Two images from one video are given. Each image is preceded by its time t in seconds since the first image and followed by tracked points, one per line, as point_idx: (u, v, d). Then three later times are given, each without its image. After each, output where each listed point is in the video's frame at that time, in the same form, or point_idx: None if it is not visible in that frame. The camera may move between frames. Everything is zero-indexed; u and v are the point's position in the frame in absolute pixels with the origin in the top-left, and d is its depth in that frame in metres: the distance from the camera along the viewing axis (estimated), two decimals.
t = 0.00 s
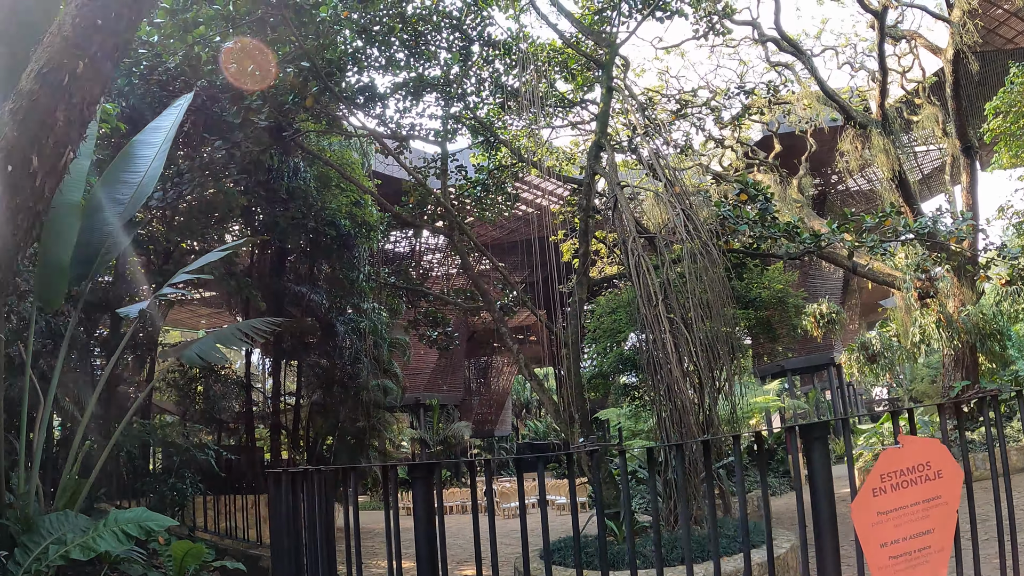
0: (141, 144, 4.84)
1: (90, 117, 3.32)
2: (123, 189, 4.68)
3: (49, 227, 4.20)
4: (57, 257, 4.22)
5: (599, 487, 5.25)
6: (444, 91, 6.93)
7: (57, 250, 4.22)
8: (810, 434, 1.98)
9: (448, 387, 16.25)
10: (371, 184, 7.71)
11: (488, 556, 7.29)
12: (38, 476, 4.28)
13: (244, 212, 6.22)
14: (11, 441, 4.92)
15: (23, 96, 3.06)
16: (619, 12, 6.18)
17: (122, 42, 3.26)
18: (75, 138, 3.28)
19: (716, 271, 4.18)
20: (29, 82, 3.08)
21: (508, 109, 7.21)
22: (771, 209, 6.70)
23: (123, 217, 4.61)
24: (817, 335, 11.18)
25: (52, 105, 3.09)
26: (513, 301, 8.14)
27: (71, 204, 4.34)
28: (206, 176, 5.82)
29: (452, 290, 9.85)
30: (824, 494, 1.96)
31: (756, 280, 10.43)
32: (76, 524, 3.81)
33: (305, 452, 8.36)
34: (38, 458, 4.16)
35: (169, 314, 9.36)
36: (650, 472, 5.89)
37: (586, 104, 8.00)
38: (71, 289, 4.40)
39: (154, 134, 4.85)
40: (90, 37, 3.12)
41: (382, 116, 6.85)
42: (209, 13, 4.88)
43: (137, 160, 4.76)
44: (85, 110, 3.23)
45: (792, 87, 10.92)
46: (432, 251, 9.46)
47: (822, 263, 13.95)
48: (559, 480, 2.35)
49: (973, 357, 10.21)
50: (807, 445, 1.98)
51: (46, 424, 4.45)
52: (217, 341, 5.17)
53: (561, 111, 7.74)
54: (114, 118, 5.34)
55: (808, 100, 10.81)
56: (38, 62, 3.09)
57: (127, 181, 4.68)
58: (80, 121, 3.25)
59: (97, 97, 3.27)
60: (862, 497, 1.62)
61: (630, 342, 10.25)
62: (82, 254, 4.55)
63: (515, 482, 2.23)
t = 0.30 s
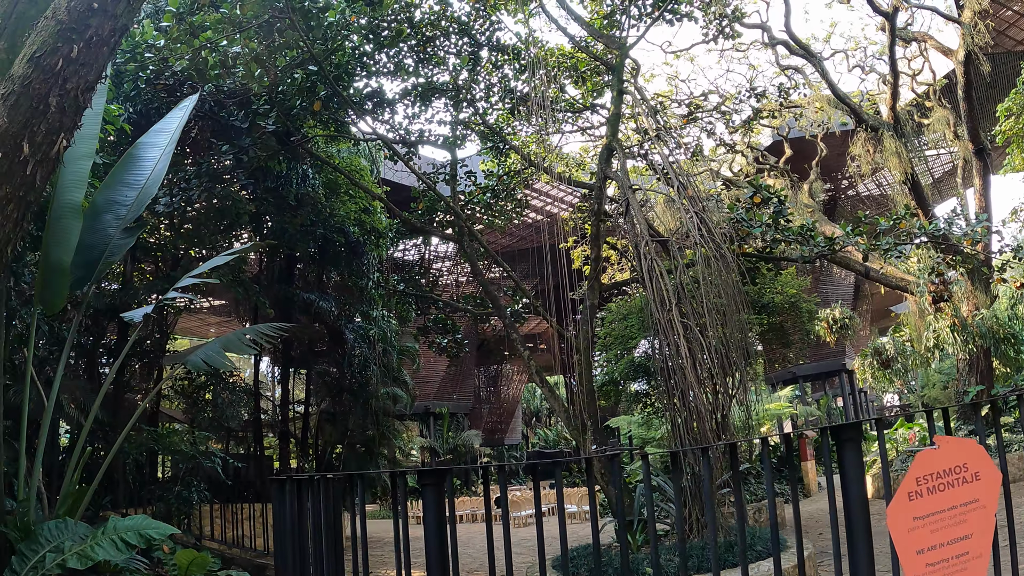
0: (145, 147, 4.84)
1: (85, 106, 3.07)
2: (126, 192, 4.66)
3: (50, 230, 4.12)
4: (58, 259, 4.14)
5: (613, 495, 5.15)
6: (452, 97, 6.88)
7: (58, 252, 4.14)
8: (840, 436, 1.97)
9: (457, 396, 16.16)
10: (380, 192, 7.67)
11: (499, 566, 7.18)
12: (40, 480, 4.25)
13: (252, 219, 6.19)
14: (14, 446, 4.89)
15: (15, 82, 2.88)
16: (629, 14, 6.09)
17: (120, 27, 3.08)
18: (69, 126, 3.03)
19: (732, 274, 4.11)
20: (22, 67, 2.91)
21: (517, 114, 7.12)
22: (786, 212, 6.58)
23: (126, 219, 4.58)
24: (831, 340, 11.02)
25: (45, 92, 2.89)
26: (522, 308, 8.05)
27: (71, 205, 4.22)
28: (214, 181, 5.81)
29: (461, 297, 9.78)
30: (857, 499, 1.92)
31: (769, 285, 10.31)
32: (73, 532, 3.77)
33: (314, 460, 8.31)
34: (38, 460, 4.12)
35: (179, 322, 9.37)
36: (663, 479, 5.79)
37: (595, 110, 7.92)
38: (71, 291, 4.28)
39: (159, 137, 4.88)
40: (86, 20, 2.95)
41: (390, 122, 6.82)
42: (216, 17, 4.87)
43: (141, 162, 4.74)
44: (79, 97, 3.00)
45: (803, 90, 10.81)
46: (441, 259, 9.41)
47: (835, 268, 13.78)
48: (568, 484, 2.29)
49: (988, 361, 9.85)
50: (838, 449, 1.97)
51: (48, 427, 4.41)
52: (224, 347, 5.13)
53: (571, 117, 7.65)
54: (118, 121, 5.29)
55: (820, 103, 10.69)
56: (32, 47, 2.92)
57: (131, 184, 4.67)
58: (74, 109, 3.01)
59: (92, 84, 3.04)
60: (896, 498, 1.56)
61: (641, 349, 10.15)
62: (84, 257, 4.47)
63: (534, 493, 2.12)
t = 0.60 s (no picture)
0: (153, 152, 4.83)
1: (91, 102, 2.85)
2: (134, 197, 4.65)
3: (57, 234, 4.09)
4: (64, 264, 4.12)
5: (625, 502, 5.09)
6: (461, 104, 6.85)
7: (65, 257, 4.12)
8: (874, 442, 1.89)
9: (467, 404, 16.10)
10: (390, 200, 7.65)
11: None
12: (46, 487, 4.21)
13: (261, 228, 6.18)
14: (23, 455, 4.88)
15: (17, 76, 2.64)
16: (638, 20, 6.05)
17: (127, 21, 2.88)
18: (73, 123, 2.78)
19: (747, 280, 3.94)
20: (22, 61, 2.67)
21: (528, 122, 7.06)
22: (799, 216, 6.48)
23: (134, 224, 4.58)
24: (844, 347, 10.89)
25: (48, 86, 2.66)
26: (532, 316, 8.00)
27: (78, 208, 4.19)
28: (223, 189, 5.81)
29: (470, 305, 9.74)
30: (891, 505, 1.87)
31: (781, 291, 10.20)
32: (79, 542, 3.74)
33: (324, 469, 8.28)
34: (44, 465, 4.08)
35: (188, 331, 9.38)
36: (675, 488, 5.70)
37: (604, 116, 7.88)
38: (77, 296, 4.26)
39: (167, 142, 4.88)
40: (92, 13, 2.75)
41: (400, 129, 6.80)
42: (225, 25, 4.88)
43: (149, 167, 4.74)
44: (84, 92, 2.77)
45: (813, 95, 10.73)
46: (450, 267, 9.38)
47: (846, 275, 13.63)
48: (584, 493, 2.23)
49: (1002, 367, 9.38)
50: (871, 456, 1.89)
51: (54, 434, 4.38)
52: (233, 355, 5.11)
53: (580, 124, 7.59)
54: (126, 127, 5.35)
55: (830, 108, 10.61)
56: (35, 41, 2.69)
57: (139, 189, 4.66)
58: (79, 104, 2.77)
59: (99, 80, 2.83)
60: (931, 506, 1.51)
61: (651, 356, 10.07)
62: (91, 263, 4.46)
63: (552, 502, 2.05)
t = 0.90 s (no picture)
0: (163, 158, 4.83)
1: (104, 98, 2.74)
2: (146, 203, 4.65)
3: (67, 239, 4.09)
4: (75, 270, 4.11)
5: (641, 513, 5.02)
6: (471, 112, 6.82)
7: (76, 263, 4.11)
8: (913, 445, 2.05)
9: (477, 414, 16.04)
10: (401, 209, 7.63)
11: None
12: (56, 496, 4.18)
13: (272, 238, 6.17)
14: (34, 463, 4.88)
15: (31, 69, 2.52)
16: (648, 27, 6.02)
17: (143, 15, 2.79)
18: (87, 119, 2.67)
19: (763, 286, 3.95)
20: (33, 57, 2.55)
21: (538, 130, 7.02)
22: (814, 222, 6.42)
23: (145, 231, 4.57)
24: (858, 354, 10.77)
25: (60, 81, 2.54)
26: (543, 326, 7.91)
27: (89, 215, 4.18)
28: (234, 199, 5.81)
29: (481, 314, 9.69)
30: (930, 507, 2.01)
31: (795, 298, 10.10)
32: (91, 552, 3.72)
33: (334, 479, 8.26)
34: (54, 474, 4.05)
35: (197, 340, 9.37)
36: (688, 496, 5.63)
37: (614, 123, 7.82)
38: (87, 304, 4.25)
39: (178, 148, 4.88)
40: (106, 6, 2.65)
41: (410, 138, 6.78)
42: (235, 32, 4.89)
43: (160, 173, 4.74)
44: (98, 87, 2.67)
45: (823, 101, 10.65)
46: (461, 275, 9.34)
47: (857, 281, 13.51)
48: (601, 502, 2.19)
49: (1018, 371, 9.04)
50: (910, 458, 2.05)
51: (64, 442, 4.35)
52: (245, 363, 5.10)
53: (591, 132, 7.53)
54: (136, 134, 5.36)
55: (841, 113, 10.53)
56: (46, 35, 2.57)
57: (150, 194, 4.65)
58: (93, 100, 2.67)
59: (112, 75, 2.73)
60: (970, 512, 1.57)
61: (665, 364, 10.00)
62: (103, 270, 4.46)
63: (570, 512, 2.06)
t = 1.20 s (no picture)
0: (177, 165, 4.84)
1: (124, 94, 2.72)
2: (160, 210, 4.65)
3: (81, 246, 4.08)
4: (89, 276, 4.10)
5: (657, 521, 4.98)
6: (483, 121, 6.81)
7: (89, 270, 4.10)
8: (956, 448, 2.06)
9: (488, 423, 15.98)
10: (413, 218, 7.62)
11: None
12: (68, 506, 4.16)
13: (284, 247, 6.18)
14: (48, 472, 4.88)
15: (48, 63, 2.49)
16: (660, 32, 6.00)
17: (164, 9, 2.77)
18: (106, 115, 2.64)
19: (783, 292, 3.87)
20: (50, 50, 2.52)
21: (550, 138, 6.99)
22: (830, 227, 6.35)
23: (159, 237, 4.57)
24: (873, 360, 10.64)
25: (79, 74, 2.52)
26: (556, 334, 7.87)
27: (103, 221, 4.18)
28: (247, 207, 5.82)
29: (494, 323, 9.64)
30: (975, 512, 2.01)
31: (810, 304, 9.99)
32: (105, 564, 3.69)
33: (346, 488, 8.23)
34: (66, 483, 4.03)
35: (209, 349, 9.39)
36: (703, 504, 5.56)
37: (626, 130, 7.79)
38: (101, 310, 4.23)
39: (192, 155, 4.89)
40: None
41: (422, 146, 6.77)
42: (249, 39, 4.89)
43: (174, 180, 4.74)
44: (117, 83, 2.65)
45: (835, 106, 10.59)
46: (473, 284, 9.32)
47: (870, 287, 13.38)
48: (618, 511, 2.24)
49: None
50: (953, 460, 2.06)
51: (78, 452, 4.35)
52: (259, 371, 5.07)
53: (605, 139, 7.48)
54: (150, 141, 5.37)
55: (853, 118, 10.46)
56: (64, 27, 2.55)
57: (164, 201, 4.66)
58: (111, 95, 2.64)
59: (133, 70, 2.71)
60: None
61: (678, 372, 9.93)
62: (116, 277, 4.45)
63: (594, 522, 2.14)
